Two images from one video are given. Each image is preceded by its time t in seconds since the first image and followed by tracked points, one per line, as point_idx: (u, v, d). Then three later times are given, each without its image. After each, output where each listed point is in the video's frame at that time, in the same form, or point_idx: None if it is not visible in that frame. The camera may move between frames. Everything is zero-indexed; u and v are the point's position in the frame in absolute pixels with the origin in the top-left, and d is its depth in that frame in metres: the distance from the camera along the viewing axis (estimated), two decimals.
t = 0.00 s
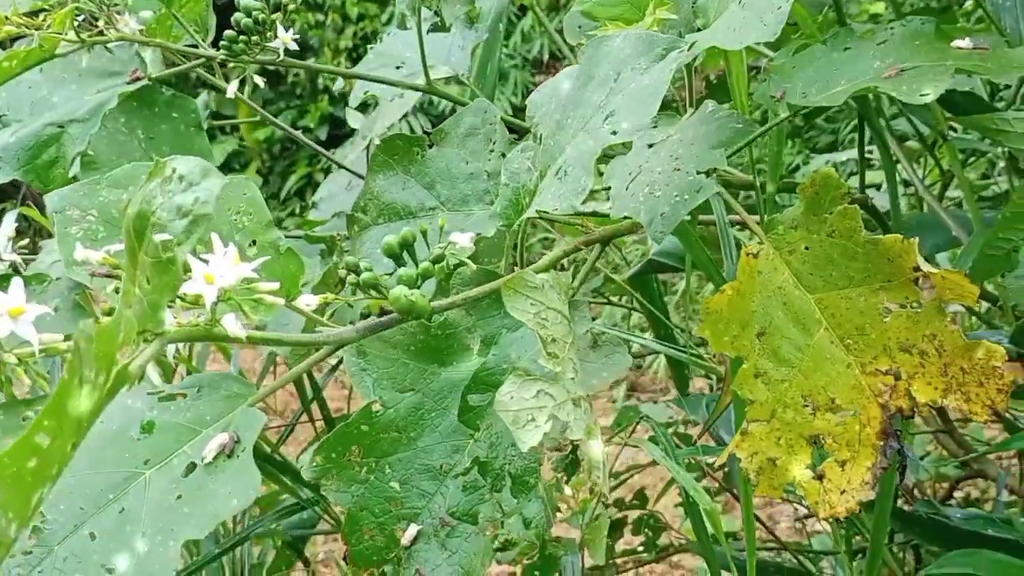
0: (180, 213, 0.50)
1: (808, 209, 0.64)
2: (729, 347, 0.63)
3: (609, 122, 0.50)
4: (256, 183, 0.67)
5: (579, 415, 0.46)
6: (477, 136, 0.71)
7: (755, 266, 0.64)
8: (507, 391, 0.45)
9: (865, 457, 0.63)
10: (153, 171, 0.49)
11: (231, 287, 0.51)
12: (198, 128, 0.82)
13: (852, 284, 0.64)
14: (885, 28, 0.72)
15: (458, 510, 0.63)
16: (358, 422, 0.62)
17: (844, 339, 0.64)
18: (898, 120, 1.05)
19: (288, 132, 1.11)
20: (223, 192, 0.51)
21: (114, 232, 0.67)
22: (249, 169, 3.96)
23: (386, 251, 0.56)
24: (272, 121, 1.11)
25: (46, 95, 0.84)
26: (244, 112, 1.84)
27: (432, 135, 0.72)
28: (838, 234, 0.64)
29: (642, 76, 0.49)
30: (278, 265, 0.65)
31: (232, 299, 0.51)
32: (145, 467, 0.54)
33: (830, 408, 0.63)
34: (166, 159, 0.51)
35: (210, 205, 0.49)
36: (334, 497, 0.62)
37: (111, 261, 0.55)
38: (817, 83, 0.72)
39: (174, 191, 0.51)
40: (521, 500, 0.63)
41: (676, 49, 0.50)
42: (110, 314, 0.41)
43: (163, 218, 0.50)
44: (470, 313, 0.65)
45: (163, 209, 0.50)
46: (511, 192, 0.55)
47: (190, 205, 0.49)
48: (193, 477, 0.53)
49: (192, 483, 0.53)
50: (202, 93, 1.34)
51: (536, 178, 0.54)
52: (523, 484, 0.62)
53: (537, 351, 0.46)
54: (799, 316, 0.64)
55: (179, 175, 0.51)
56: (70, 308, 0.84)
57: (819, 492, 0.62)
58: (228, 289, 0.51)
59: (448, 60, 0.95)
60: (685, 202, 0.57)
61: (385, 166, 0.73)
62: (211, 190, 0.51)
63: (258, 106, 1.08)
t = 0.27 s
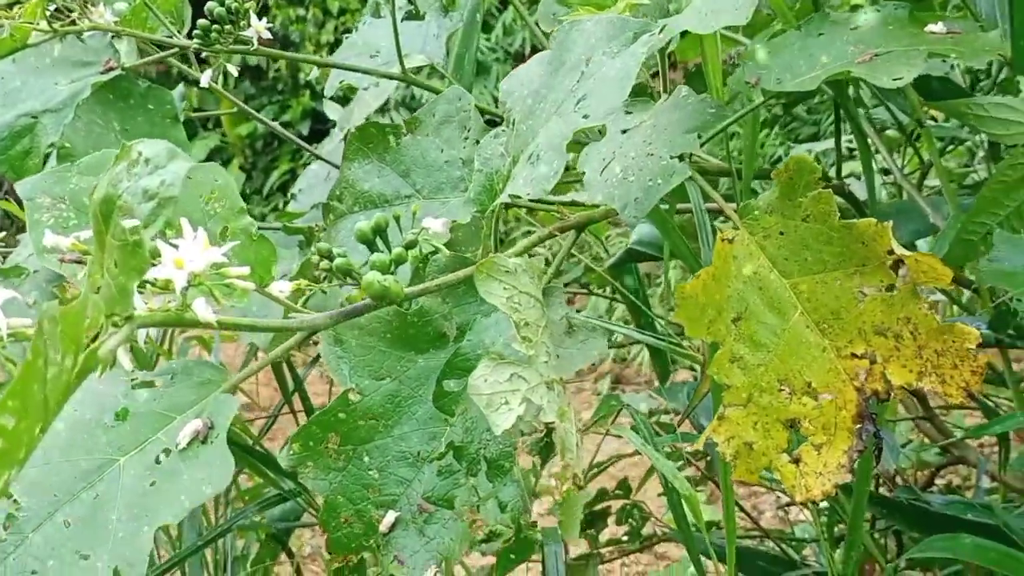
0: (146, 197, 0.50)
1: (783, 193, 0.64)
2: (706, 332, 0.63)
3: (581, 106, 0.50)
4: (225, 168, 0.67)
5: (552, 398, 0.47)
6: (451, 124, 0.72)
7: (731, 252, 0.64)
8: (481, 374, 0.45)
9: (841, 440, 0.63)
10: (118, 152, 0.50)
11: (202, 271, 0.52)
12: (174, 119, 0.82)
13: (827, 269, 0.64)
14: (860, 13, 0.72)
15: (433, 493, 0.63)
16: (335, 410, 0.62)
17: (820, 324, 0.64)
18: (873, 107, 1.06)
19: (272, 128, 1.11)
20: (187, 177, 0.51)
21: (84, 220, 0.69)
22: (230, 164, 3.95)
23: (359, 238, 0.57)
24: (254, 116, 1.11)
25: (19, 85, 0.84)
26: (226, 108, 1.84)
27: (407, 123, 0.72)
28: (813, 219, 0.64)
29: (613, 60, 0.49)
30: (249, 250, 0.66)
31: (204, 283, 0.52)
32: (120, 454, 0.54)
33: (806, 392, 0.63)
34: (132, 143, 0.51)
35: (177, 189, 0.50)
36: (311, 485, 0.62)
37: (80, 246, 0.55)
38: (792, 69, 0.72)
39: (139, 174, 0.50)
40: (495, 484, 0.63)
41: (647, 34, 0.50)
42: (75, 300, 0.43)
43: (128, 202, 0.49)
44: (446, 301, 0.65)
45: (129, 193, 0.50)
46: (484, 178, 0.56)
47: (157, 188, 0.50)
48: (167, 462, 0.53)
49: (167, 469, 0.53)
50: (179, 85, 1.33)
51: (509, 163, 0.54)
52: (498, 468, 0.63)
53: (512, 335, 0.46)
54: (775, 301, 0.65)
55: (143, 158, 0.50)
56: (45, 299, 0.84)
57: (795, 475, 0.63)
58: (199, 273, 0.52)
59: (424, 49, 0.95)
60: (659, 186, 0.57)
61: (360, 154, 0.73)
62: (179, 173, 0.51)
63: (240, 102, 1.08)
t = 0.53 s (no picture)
0: (113, 178, 0.53)
1: (760, 179, 0.65)
2: (683, 318, 0.63)
3: (554, 91, 0.50)
4: (198, 155, 0.70)
5: (526, 381, 0.47)
6: (429, 112, 0.72)
7: (709, 238, 0.65)
8: (455, 359, 0.45)
9: (820, 424, 0.62)
10: (88, 137, 0.54)
11: (173, 256, 0.55)
12: (155, 112, 0.83)
13: (805, 256, 0.65)
14: None
15: (410, 480, 0.63)
16: (314, 399, 0.62)
17: (797, 309, 0.65)
18: (851, 95, 1.06)
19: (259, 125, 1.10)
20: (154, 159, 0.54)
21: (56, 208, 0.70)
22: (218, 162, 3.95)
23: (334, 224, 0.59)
24: (239, 112, 1.10)
25: None
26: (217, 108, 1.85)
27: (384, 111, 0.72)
28: (789, 205, 0.65)
29: (586, 45, 0.50)
30: (223, 235, 0.69)
31: (174, 267, 0.55)
32: (94, 441, 0.54)
33: (784, 377, 0.63)
34: (102, 129, 0.54)
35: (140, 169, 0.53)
36: (291, 474, 0.63)
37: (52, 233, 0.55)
38: (768, 55, 0.72)
39: (106, 156, 0.53)
40: (472, 468, 0.63)
41: (620, 19, 0.50)
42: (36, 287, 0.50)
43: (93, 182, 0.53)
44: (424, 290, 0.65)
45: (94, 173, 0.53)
46: (460, 164, 0.57)
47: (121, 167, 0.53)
48: (142, 451, 0.53)
49: (141, 456, 0.53)
50: (160, 79, 1.34)
51: (483, 149, 0.54)
52: (474, 453, 0.63)
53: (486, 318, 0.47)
54: (753, 287, 0.65)
55: (110, 141, 0.54)
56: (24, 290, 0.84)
57: (774, 460, 0.61)
58: (170, 258, 0.55)
59: (402, 39, 0.95)
60: (633, 172, 0.57)
61: (338, 144, 0.73)
62: (145, 155, 0.53)
63: (223, 97, 1.08)
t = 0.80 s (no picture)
0: (74, 160, 0.57)
1: (736, 165, 0.64)
2: (660, 304, 0.63)
3: (525, 74, 0.50)
4: (167, 141, 0.70)
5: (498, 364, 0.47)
6: (404, 101, 0.72)
7: (685, 225, 0.64)
8: (426, 344, 0.46)
9: (795, 407, 0.62)
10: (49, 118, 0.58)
11: (139, 241, 0.55)
12: (134, 105, 0.82)
13: (779, 242, 0.64)
14: None
15: (384, 465, 0.63)
16: (290, 388, 0.62)
17: (773, 295, 0.64)
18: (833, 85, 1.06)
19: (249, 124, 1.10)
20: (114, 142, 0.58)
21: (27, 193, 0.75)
22: (207, 161, 3.94)
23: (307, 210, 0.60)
24: (229, 110, 1.10)
25: None
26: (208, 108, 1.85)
27: (360, 100, 0.72)
28: (765, 190, 0.64)
29: (557, 28, 0.50)
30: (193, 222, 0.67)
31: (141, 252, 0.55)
32: (66, 429, 0.54)
33: (760, 361, 0.63)
34: (64, 110, 0.58)
35: (101, 152, 0.57)
36: (269, 462, 0.63)
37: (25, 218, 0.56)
38: (745, 42, 0.73)
39: (68, 139, 0.57)
40: (445, 454, 0.62)
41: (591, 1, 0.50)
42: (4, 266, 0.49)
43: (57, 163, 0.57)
44: (401, 277, 0.66)
45: (58, 155, 0.57)
46: (433, 152, 0.57)
47: (84, 150, 0.57)
48: (114, 437, 0.53)
49: (113, 442, 0.53)
50: (140, 73, 1.34)
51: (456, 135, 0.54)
52: (448, 438, 0.61)
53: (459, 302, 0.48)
54: (729, 273, 0.64)
55: (72, 123, 0.58)
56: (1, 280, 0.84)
57: (750, 445, 0.62)
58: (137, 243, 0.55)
59: (380, 28, 0.95)
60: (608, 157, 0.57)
61: (315, 133, 0.72)
62: (106, 137, 0.58)
63: (207, 92, 1.08)
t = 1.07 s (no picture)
0: (34, 141, 0.54)
1: (713, 150, 0.62)
2: (639, 291, 0.62)
3: (497, 59, 0.50)
4: (139, 130, 0.74)
5: (468, 346, 0.48)
6: (381, 88, 0.71)
7: (663, 210, 0.63)
8: (398, 326, 0.46)
9: (772, 390, 0.62)
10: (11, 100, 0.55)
11: (106, 223, 0.55)
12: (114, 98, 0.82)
13: (757, 225, 0.63)
14: None
15: (357, 449, 0.63)
16: (267, 375, 0.62)
17: (751, 279, 0.63)
18: (814, 75, 1.06)
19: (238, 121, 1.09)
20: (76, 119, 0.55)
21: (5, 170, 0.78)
22: (197, 159, 3.93)
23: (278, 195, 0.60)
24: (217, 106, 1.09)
25: None
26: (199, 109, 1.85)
27: (337, 88, 0.72)
28: (742, 175, 0.62)
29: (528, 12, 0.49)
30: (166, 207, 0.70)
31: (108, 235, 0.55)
32: (35, 414, 0.54)
33: (738, 346, 0.63)
34: (24, 91, 0.55)
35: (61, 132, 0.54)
36: (246, 450, 0.63)
37: None
38: (723, 29, 0.72)
39: (28, 119, 0.55)
40: (419, 438, 0.62)
41: None
42: None
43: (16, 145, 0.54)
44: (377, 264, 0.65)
45: (17, 136, 0.54)
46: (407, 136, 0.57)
47: (44, 131, 0.54)
48: (84, 421, 0.53)
49: (83, 427, 0.53)
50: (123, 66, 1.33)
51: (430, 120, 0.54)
52: (422, 422, 0.62)
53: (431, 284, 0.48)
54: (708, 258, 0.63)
55: (33, 103, 0.55)
56: None
57: (727, 429, 0.62)
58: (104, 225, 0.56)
59: (358, 18, 0.95)
60: (582, 141, 0.57)
61: (291, 122, 0.72)
62: (66, 116, 0.55)
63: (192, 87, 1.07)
